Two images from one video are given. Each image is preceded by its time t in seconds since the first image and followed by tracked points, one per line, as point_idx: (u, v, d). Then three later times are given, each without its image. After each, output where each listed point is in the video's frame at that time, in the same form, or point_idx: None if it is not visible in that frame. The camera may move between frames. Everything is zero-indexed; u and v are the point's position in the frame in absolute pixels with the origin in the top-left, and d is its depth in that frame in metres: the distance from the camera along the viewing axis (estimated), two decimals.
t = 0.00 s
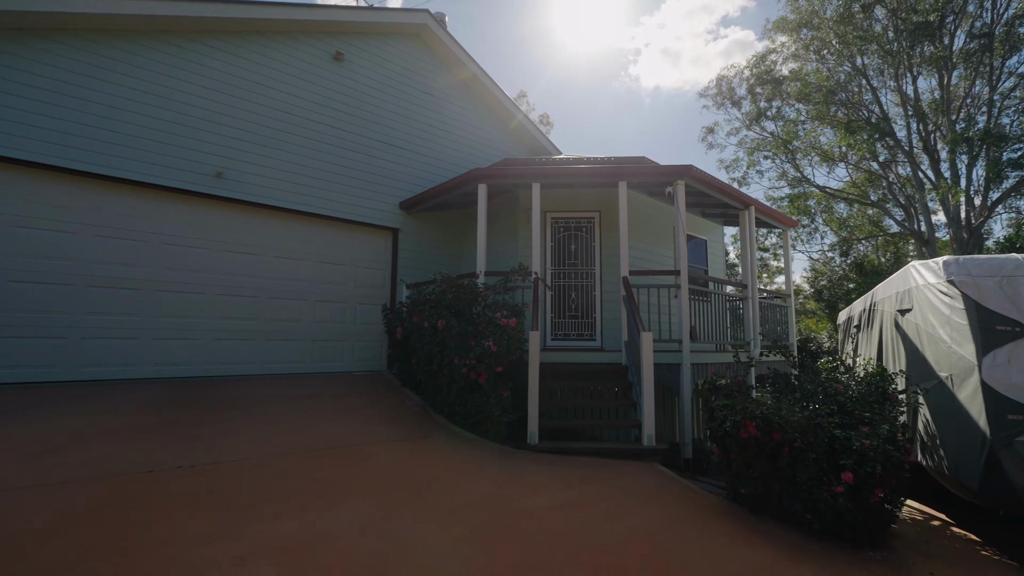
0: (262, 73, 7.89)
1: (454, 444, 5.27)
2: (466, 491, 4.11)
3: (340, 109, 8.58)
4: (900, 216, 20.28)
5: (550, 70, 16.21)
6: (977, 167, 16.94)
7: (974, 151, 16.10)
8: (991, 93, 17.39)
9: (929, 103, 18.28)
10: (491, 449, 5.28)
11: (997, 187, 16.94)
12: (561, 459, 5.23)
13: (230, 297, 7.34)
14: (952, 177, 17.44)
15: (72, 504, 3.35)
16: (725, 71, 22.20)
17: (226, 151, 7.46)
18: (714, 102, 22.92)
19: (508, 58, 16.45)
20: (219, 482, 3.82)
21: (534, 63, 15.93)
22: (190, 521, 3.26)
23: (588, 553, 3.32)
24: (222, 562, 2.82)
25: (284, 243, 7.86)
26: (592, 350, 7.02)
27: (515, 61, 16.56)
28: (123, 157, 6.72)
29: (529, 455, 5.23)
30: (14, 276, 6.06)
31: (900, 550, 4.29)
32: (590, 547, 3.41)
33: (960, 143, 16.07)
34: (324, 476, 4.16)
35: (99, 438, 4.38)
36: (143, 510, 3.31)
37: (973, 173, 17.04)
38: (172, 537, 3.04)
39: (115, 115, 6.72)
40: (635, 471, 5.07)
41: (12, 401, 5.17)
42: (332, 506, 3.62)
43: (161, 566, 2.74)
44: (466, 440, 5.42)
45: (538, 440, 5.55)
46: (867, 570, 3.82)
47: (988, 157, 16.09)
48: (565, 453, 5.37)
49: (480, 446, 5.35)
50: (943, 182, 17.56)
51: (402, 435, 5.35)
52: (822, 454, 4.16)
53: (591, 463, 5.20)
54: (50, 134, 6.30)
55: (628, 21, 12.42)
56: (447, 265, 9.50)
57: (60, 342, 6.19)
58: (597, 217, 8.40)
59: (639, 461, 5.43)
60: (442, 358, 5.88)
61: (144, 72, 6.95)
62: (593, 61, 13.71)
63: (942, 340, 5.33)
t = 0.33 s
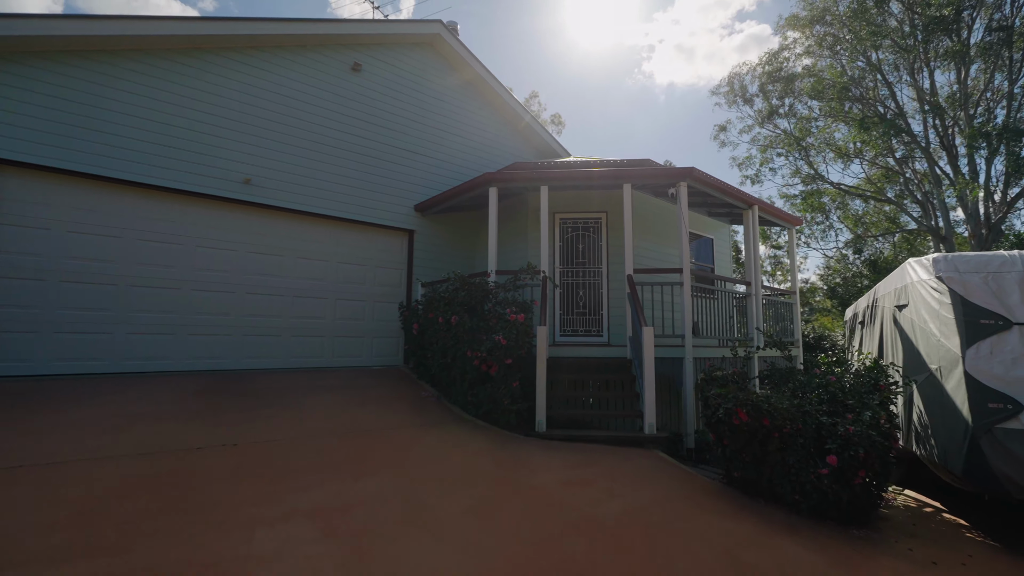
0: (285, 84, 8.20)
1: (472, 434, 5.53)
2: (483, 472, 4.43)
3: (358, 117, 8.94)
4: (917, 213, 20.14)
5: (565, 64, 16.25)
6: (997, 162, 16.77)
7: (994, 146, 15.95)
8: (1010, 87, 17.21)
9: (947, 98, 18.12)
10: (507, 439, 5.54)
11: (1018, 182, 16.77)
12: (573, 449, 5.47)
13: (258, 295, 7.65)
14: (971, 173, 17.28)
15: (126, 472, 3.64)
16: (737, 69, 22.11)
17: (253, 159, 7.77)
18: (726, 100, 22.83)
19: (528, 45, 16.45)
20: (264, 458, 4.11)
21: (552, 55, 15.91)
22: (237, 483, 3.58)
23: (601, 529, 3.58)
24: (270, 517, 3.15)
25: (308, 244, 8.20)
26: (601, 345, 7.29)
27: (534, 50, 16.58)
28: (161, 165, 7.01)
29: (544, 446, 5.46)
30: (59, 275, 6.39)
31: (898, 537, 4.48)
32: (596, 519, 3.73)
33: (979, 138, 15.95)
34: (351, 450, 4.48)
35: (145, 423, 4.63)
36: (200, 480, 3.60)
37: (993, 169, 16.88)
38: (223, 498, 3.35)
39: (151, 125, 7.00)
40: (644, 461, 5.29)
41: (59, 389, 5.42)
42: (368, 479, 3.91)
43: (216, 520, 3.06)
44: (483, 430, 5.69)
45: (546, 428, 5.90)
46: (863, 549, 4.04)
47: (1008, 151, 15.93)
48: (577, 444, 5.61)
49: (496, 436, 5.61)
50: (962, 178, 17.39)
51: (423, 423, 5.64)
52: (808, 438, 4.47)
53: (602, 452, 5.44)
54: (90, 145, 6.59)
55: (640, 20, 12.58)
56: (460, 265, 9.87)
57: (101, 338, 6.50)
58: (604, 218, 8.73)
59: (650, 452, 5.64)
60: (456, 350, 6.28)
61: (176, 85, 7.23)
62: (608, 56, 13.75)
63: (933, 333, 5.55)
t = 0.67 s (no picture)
0: (308, 94, 8.64)
1: (484, 423, 5.89)
2: (496, 455, 4.79)
3: (376, 124, 9.38)
4: (935, 209, 19.93)
5: (579, 59, 16.31)
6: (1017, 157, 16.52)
7: (1014, 141, 15.73)
8: None
9: (965, 92, 17.88)
10: (517, 429, 5.89)
11: None
12: (580, 438, 5.79)
13: (283, 294, 8.10)
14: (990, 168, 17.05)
15: (177, 448, 4.05)
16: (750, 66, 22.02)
17: (279, 166, 8.22)
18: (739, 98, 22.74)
19: (543, 40, 16.51)
20: (297, 439, 4.51)
21: (567, 50, 15.96)
22: (276, 461, 3.96)
23: (603, 505, 3.91)
24: (309, 487, 3.53)
25: (329, 245, 8.65)
26: (607, 342, 7.59)
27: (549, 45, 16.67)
28: (194, 172, 7.45)
29: (552, 435, 5.80)
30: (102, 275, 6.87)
31: (887, 521, 4.73)
32: (601, 497, 4.06)
33: (998, 132, 15.74)
34: (374, 435, 4.86)
35: (187, 406, 5.02)
36: (242, 456, 4.00)
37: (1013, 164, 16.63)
38: (267, 472, 3.74)
39: (185, 134, 7.43)
40: (646, 449, 5.60)
41: (107, 379, 5.87)
42: (390, 459, 4.28)
43: (262, 488, 3.45)
44: (495, 421, 6.05)
45: (554, 418, 6.25)
46: (852, 531, 4.30)
47: None
48: (584, 433, 5.94)
49: (507, 425, 5.96)
50: (981, 173, 17.17)
51: (438, 413, 6.01)
52: (800, 426, 4.75)
53: (607, 441, 5.76)
54: (131, 157, 7.00)
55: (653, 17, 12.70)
56: (473, 265, 10.24)
57: (139, 334, 6.89)
58: (611, 218, 9.04)
59: (653, 441, 5.93)
60: (469, 345, 6.66)
61: (207, 96, 7.65)
62: (622, 52, 13.83)
63: (927, 328, 5.76)
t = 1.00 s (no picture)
0: (328, 101, 9.07)
1: (496, 412, 6.25)
2: (507, 440, 5.14)
3: (392, 129, 9.78)
4: (954, 204, 19.69)
5: (593, 53, 16.39)
6: None
7: None
8: None
9: (984, 85, 17.62)
10: (528, 417, 6.24)
11: None
12: (587, 426, 6.12)
13: (306, 291, 8.53)
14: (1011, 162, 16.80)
15: (220, 428, 4.49)
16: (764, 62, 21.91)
17: (302, 170, 8.67)
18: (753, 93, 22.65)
19: (558, 33, 16.56)
20: (325, 423, 4.93)
21: (581, 43, 16.03)
22: (307, 441, 4.37)
23: (605, 483, 4.25)
24: (338, 463, 3.93)
25: (349, 245, 9.09)
26: (615, 337, 7.90)
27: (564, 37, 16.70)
28: (223, 177, 7.93)
29: (561, 423, 6.14)
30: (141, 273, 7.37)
31: (879, 506, 4.96)
32: (604, 477, 4.39)
33: (1018, 125, 15.51)
34: (395, 421, 5.26)
35: (224, 394, 5.47)
36: (278, 436, 4.43)
37: None
38: (300, 450, 4.15)
39: (215, 142, 7.91)
40: (650, 437, 5.90)
41: (149, 369, 6.36)
42: (409, 441, 4.67)
43: (300, 462, 3.87)
44: (507, 410, 6.40)
45: (562, 408, 6.59)
46: (843, 513, 4.56)
47: None
48: (591, 422, 6.27)
49: (518, 414, 6.32)
50: (1001, 167, 16.93)
51: (453, 403, 6.39)
52: (793, 415, 5.03)
53: (612, 430, 6.08)
54: (166, 164, 7.49)
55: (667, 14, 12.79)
56: (486, 263, 10.61)
57: (176, 330, 7.39)
58: (619, 217, 9.33)
59: (656, 430, 6.24)
60: (482, 339, 7.05)
61: (234, 105, 8.12)
62: (636, 46, 13.90)
63: (922, 322, 5.97)
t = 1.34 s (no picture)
0: (345, 107, 9.47)
1: (506, 403, 6.61)
2: (516, 427, 5.49)
3: (406, 133, 10.16)
4: (972, 198, 19.43)
5: (606, 48, 16.40)
6: None
7: None
8: None
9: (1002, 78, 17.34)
10: (537, 408, 6.59)
11: None
12: (593, 417, 6.44)
13: (326, 289, 8.95)
14: None
15: (253, 413, 4.91)
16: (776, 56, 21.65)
17: (321, 173, 9.09)
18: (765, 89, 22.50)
19: (570, 29, 16.60)
20: (348, 410, 5.33)
21: (593, 40, 16.12)
22: (332, 426, 4.77)
23: (606, 466, 4.58)
24: (361, 445, 4.31)
25: (366, 245, 9.50)
26: (621, 332, 8.20)
27: (576, 32, 16.71)
28: (248, 182, 8.38)
29: (567, 413, 6.47)
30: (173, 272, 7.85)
31: (871, 492, 5.21)
32: (607, 461, 4.72)
33: None
34: (412, 409, 5.64)
35: (254, 384, 5.90)
36: (306, 421, 4.83)
37: None
38: (327, 433, 4.55)
39: (240, 149, 8.36)
40: (652, 427, 6.20)
41: (183, 362, 6.82)
42: (425, 427, 5.04)
43: (327, 444, 4.26)
44: (516, 401, 6.75)
45: (569, 400, 6.93)
46: (833, 498, 4.82)
47: None
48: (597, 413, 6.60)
49: (527, 405, 6.67)
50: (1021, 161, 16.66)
51: (466, 394, 6.75)
52: (787, 405, 5.31)
53: (617, 420, 6.39)
54: (195, 170, 7.95)
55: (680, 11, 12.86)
56: (497, 261, 10.96)
57: (206, 325, 7.87)
58: (625, 217, 9.60)
59: (659, 421, 6.53)
60: (493, 334, 7.42)
61: (258, 114, 8.56)
62: (648, 41, 13.92)
63: (917, 318, 6.17)
